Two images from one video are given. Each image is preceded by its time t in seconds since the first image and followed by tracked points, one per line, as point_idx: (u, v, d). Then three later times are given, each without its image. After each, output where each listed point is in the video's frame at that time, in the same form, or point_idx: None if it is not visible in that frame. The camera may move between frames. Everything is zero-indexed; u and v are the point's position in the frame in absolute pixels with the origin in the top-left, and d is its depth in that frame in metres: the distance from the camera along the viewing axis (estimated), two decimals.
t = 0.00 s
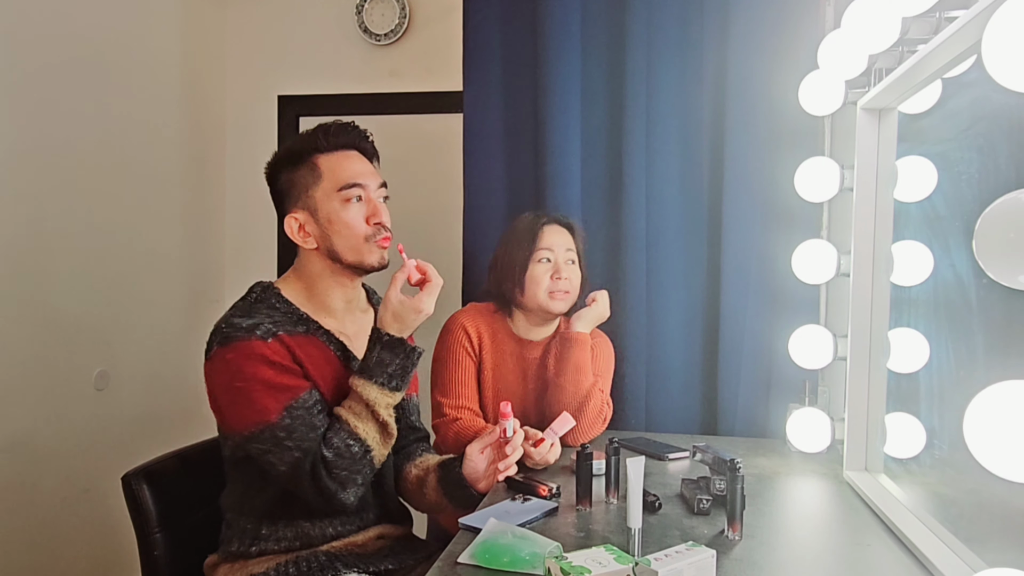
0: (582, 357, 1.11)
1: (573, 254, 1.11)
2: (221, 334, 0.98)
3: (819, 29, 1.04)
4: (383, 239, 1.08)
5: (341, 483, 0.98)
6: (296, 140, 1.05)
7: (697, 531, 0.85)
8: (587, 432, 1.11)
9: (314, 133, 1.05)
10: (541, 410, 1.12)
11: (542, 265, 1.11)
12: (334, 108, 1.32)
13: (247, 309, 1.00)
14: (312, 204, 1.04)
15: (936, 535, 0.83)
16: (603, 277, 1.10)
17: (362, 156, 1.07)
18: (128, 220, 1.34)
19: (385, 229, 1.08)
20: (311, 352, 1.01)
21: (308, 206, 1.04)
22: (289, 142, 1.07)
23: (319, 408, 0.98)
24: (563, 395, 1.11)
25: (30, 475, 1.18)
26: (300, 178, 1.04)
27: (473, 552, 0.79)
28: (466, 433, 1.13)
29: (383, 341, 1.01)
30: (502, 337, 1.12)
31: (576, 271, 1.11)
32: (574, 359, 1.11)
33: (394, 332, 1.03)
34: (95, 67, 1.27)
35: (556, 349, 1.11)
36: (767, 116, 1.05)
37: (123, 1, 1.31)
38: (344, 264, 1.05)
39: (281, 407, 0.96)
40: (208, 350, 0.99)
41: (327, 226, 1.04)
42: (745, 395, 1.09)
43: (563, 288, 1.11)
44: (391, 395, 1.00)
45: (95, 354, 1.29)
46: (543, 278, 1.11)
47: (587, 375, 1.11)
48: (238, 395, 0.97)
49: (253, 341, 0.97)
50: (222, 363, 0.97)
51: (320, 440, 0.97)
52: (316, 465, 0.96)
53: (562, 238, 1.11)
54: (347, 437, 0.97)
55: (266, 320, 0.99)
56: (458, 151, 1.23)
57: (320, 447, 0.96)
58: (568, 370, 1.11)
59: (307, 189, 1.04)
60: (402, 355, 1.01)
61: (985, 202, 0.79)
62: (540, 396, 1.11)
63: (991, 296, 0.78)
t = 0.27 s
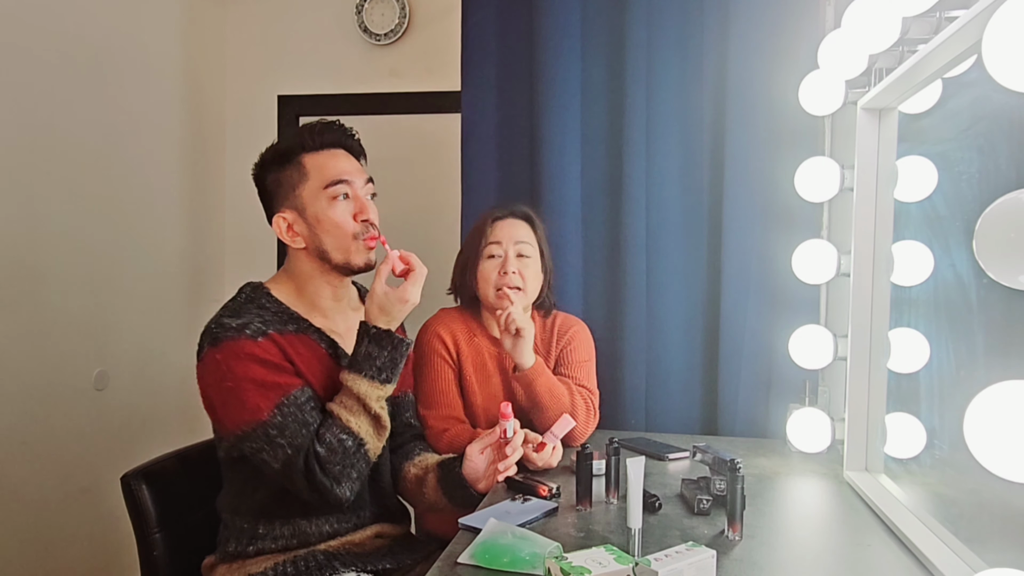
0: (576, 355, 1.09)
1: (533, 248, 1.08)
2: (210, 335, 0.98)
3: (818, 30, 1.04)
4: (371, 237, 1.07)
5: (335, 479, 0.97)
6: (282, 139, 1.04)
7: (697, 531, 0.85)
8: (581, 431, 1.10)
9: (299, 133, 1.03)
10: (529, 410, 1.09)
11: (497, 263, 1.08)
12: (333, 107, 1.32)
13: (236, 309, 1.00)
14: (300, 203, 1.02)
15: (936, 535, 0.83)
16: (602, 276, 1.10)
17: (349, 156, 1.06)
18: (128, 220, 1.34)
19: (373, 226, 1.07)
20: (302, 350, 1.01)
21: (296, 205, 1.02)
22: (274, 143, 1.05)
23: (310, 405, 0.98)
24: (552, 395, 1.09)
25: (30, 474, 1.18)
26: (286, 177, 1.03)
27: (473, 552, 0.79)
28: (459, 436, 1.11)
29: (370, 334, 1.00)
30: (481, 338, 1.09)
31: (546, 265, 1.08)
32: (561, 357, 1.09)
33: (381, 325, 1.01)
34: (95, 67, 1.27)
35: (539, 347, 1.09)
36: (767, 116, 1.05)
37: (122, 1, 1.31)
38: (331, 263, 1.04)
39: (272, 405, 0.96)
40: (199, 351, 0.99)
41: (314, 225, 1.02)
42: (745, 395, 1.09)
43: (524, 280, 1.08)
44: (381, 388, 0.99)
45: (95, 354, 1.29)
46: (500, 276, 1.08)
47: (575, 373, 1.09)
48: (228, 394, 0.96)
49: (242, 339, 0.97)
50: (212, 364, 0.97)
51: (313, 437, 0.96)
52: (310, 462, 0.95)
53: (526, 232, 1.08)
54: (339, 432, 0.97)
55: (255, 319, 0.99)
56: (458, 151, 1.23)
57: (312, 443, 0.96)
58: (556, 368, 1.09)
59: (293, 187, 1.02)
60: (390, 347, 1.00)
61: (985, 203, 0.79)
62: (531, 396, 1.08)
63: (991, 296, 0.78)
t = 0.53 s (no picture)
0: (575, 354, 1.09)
1: (534, 248, 1.10)
2: (208, 332, 0.99)
3: (819, 29, 1.04)
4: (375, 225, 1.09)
5: (316, 487, 0.98)
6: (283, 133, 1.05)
7: (697, 531, 0.85)
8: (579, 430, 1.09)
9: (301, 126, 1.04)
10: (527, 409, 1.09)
11: (496, 259, 1.11)
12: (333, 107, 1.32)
13: (234, 307, 1.01)
14: (306, 193, 1.03)
15: (936, 535, 0.83)
16: (602, 276, 1.10)
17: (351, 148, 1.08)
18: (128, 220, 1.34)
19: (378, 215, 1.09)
20: (298, 350, 1.01)
21: (302, 196, 1.03)
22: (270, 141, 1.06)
23: (300, 410, 0.99)
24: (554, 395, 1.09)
25: (30, 474, 1.18)
26: (288, 171, 1.04)
27: (473, 552, 0.79)
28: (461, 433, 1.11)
29: (366, 345, 1.01)
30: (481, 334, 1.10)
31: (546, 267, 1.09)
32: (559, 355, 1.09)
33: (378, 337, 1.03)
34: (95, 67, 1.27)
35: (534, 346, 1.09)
36: (767, 115, 1.05)
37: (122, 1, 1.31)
38: (337, 252, 1.05)
39: (262, 406, 0.97)
40: (197, 347, 1.00)
41: (322, 214, 1.03)
42: (745, 396, 1.09)
43: (514, 283, 1.10)
44: (372, 400, 0.99)
45: (95, 354, 1.29)
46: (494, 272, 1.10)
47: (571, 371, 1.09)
48: (221, 392, 0.98)
49: (239, 338, 0.98)
50: (208, 361, 0.98)
51: (299, 443, 0.97)
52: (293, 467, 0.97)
53: (531, 234, 1.10)
54: (324, 441, 0.98)
55: (252, 317, 1.00)
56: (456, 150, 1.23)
57: (296, 449, 0.97)
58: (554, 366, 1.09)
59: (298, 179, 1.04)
60: (384, 358, 1.00)
61: (986, 203, 0.79)
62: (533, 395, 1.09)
63: (992, 296, 0.78)
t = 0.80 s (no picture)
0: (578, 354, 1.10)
1: (552, 245, 1.10)
2: (206, 327, 0.98)
3: (818, 29, 1.04)
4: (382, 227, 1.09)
5: (249, 505, 0.96)
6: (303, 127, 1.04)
7: (697, 531, 0.85)
8: (589, 428, 1.10)
9: (324, 122, 1.04)
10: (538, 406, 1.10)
11: (513, 255, 1.10)
12: (334, 107, 1.32)
13: (234, 302, 0.99)
14: (320, 190, 1.02)
15: (936, 535, 0.83)
16: (602, 276, 1.10)
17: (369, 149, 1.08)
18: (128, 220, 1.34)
19: (385, 218, 1.10)
20: (294, 350, 0.99)
21: (316, 192, 1.02)
22: (290, 133, 1.05)
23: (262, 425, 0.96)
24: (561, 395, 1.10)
25: (30, 474, 1.18)
26: (305, 165, 1.03)
27: (473, 552, 0.79)
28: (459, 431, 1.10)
29: (341, 390, 0.94)
30: (494, 331, 1.10)
31: (564, 266, 1.09)
32: (569, 353, 1.10)
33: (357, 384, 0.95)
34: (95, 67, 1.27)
35: (546, 345, 1.10)
36: (767, 115, 1.05)
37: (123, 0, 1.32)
38: (345, 250, 1.05)
39: (227, 414, 0.95)
40: (196, 342, 0.99)
41: (334, 211, 1.03)
42: (745, 395, 1.09)
43: (531, 280, 1.09)
44: (326, 446, 0.94)
45: (95, 354, 1.29)
46: (510, 267, 1.10)
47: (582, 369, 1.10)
48: (201, 390, 0.97)
49: (232, 336, 0.96)
50: (202, 356, 0.97)
51: (251, 461, 0.95)
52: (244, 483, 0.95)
53: (550, 232, 1.10)
54: (267, 467, 0.95)
55: (250, 315, 0.98)
56: (457, 150, 1.23)
57: (245, 465, 0.95)
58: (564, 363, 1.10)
59: (315, 174, 1.03)
60: (352, 411, 0.94)
61: (986, 203, 0.79)
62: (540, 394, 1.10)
63: (992, 297, 0.78)
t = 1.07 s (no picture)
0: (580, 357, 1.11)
1: (554, 253, 1.12)
2: (200, 320, 0.98)
3: (819, 28, 1.03)
4: (370, 254, 1.08)
5: (248, 489, 0.93)
6: (327, 134, 1.05)
7: (697, 531, 0.85)
8: (589, 430, 1.11)
9: (349, 134, 1.06)
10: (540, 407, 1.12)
11: (518, 263, 1.12)
12: (333, 107, 1.32)
13: (228, 296, 1.00)
14: (320, 201, 1.04)
15: (936, 535, 0.83)
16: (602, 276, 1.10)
17: (382, 171, 1.08)
18: (128, 221, 1.34)
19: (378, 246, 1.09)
20: (289, 341, 1.00)
21: (315, 202, 1.04)
22: (314, 134, 1.07)
23: (259, 409, 0.94)
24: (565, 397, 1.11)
25: (30, 474, 1.19)
26: (316, 173, 1.04)
27: (473, 552, 0.79)
28: (463, 429, 1.13)
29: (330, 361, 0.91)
30: (500, 333, 1.13)
31: (567, 272, 1.10)
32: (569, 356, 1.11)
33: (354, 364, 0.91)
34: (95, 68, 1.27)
35: (553, 346, 1.11)
36: (768, 115, 1.05)
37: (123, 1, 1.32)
38: (328, 265, 1.05)
39: (223, 399, 0.94)
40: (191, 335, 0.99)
41: (326, 227, 1.04)
42: (746, 396, 1.09)
43: (534, 288, 1.11)
44: (318, 416, 0.90)
45: (95, 354, 1.29)
46: (514, 276, 1.12)
47: (583, 371, 1.11)
48: (195, 379, 0.96)
49: (225, 325, 0.96)
50: (197, 347, 0.97)
51: (245, 442, 0.93)
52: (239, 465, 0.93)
53: (553, 238, 1.11)
54: (264, 445, 0.93)
55: (243, 307, 0.99)
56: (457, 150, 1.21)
57: (240, 447, 0.93)
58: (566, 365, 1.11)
59: (320, 186, 1.04)
60: (340, 379, 0.90)
61: (986, 203, 0.79)
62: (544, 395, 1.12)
63: (992, 297, 0.78)
